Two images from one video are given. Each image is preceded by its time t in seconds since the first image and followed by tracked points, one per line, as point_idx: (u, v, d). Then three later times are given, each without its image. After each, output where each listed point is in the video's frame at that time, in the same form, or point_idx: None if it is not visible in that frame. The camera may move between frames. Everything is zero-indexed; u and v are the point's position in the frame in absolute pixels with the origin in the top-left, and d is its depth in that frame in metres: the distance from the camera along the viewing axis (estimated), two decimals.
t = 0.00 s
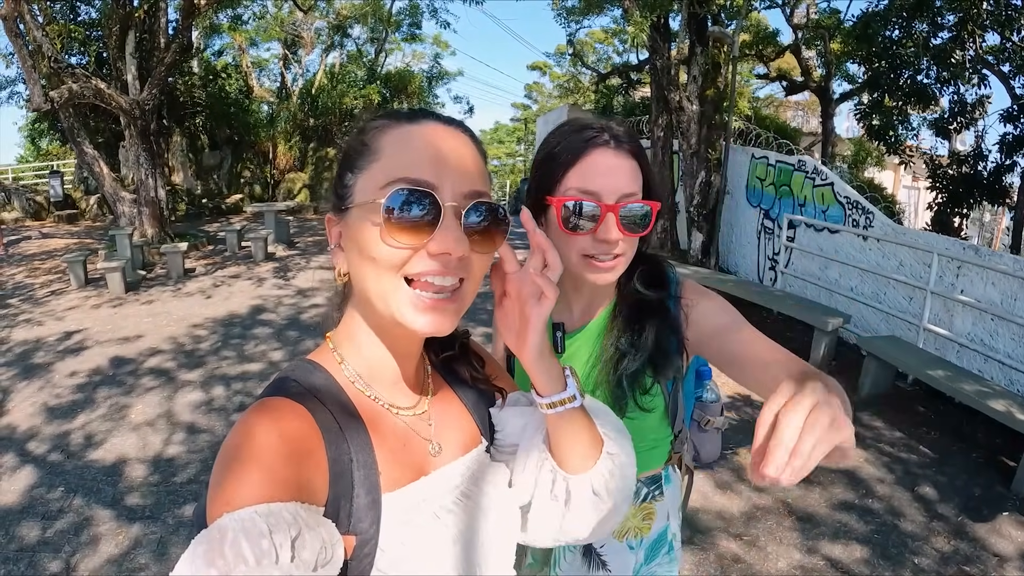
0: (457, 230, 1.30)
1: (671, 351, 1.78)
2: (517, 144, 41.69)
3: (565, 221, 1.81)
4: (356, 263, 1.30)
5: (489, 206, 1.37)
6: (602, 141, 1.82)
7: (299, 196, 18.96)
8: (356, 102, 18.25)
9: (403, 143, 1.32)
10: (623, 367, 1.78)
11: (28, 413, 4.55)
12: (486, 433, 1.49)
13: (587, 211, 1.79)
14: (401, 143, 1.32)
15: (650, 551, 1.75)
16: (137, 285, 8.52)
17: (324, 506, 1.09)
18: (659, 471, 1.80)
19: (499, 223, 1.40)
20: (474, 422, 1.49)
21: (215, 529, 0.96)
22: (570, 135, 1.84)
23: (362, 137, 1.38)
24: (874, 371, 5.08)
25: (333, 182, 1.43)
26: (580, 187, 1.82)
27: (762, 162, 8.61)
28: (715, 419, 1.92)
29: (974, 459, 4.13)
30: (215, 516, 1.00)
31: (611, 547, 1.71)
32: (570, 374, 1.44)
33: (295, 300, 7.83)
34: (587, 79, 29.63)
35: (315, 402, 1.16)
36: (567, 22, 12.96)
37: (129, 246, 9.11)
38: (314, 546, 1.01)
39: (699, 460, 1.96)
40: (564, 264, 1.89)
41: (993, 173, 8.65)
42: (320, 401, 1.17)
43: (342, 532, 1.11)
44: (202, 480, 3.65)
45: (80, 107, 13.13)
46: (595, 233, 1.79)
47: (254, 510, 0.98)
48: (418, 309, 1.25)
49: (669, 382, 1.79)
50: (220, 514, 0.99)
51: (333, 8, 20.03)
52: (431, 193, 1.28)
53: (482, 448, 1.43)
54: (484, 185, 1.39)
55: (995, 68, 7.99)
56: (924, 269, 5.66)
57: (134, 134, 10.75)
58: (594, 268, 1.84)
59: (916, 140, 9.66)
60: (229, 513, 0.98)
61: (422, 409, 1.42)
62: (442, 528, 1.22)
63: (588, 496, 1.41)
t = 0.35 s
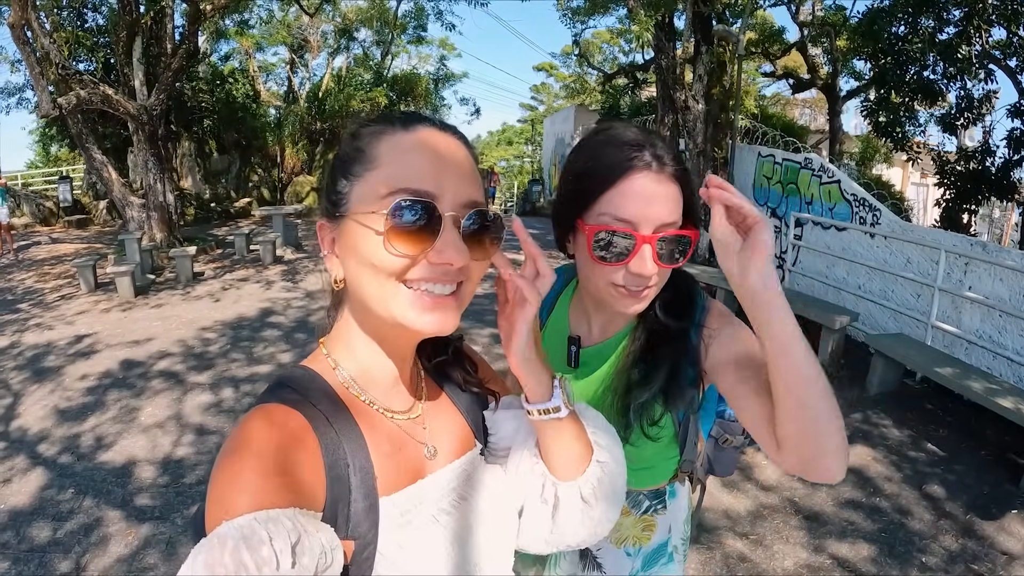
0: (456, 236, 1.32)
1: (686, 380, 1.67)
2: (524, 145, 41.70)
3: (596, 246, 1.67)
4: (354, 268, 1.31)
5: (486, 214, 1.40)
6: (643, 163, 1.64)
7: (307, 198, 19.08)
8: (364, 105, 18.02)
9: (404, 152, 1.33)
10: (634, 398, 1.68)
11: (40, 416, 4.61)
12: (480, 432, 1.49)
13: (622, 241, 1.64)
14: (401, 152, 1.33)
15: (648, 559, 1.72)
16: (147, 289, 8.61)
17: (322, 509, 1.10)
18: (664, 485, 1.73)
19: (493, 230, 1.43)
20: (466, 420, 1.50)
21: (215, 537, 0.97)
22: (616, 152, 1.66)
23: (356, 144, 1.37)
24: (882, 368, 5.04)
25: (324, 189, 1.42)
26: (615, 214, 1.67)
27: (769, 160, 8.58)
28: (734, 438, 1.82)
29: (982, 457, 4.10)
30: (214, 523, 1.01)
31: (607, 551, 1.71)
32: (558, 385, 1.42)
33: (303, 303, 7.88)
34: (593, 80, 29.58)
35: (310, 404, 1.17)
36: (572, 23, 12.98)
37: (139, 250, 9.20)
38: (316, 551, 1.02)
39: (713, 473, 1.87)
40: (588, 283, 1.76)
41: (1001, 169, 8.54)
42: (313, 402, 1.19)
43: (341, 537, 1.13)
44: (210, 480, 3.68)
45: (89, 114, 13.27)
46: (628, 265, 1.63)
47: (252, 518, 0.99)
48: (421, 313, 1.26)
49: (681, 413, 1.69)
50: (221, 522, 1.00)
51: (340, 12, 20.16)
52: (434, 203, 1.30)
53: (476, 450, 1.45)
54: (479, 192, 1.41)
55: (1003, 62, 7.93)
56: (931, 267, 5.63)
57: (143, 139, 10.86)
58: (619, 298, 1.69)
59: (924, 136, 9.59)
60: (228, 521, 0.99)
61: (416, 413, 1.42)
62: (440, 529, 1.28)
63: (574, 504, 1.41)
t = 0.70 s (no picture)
0: (428, 223, 1.34)
1: (687, 400, 1.62)
2: (529, 147, 41.73)
3: (587, 268, 1.68)
4: (337, 262, 1.34)
5: (459, 197, 1.40)
6: (633, 186, 1.63)
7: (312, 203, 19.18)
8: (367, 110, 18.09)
9: (369, 145, 1.36)
10: (634, 416, 1.66)
11: (49, 422, 4.67)
12: (464, 436, 1.52)
13: (611, 265, 1.65)
14: (367, 147, 1.35)
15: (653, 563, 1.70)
16: (154, 296, 8.68)
17: (320, 519, 1.13)
18: (671, 493, 1.71)
19: (472, 216, 1.43)
20: (450, 421, 1.52)
21: (215, 543, 0.99)
22: (605, 175, 1.65)
23: (328, 146, 1.42)
24: (885, 367, 5.02)
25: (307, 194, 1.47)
26: (604, 238, 1.67)
27: (772, 159, 8.58)
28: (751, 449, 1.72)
29: (986, 455, 4.09)
30: (211, 530, 1.03)
31: (612, 556, 1.70)
32: (556, 398, 1.44)
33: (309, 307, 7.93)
34: (596, 81, 29.55)
35: (308, 409, 1.18)
36: (574, 25, 13.00)
37: (145, 257, 9.28)
38: (313, 561, 1.04)
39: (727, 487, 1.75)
40: (585, 301, 1.77)
41: (1005, 164, 8.52)
42: (311, 407, 1.18)
43: (337, 545, 1.16)
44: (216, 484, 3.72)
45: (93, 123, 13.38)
46: (618, 288, 1.65)
47: (253, 525, 1.02)
48: (399, 304, 1.29)
49: (681, 431, 1.66)
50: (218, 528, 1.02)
51: (343, 17, 20.25)
52: (400, 190, 1.32)
53: (460, 455, 1.48)
54: (454, 176, 1.43)
55: (1006, 57, 7.90)
56: (934, 264, 5.62)
57: (148, 147, 10.95)
58: (615, 316, 1.71)
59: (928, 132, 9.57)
60: (227, 527, 1.01)
61: (409, 418, 1.44)
62: (431, 539, 1.30)
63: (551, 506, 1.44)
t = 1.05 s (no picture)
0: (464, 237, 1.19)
1: (673, 355, 1.67)
2: (540, 150, 41.83)
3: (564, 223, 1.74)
4: (360, 243, 1.20)
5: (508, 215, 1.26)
6: (602, 146, 1.70)
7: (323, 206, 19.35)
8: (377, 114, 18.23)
9: (428, 131, 1.20)
10: (625, 367, 1.69)
11: (61, 417, 4.76)
12: (439, 416, 1.45)
13: (586, 219, 1.71)
14: (425, 133, 1.20)
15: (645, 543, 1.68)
16: (166, 296, 8.80)
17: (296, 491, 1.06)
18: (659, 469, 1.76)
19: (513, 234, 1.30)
20: (431, 399, 1.45)
21: (197, 503, 0.92)
22: (570, 135, 1.72)
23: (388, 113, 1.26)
24: (891, 364, 5.00)
25: (349, 148, 1.32)
26: (579, 194, 1.73)
27: (779, 159, 8.55)
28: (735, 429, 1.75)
29: (992, 452, 4.06)
30: (187, 489, 0.95)
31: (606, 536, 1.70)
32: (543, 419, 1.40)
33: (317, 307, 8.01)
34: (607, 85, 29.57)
35: (297, 378, 1.08)
36: (583, 27, 13.04)
37: (158, 259, 9.41)
38: (290, 536, 1.00)
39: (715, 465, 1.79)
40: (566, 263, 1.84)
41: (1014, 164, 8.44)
42: (307, 376, 1.10)
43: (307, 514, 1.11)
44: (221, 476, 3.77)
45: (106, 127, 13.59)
46: (593, 241, 1.71)
47: (238, 493, 0.95)
48: (406, 314, 1.16)
49: (672, 385, 1.69)
50: (201, 489, 0.94)
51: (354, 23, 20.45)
52: (443, 193, 1.17)
53: (432, 438, 1.41)
54: (507, 192, 1.26)
55: (1014, 55, 7.84)
56: (941, 261, 5.58)
57: (160, 150, 11.12)
58: (594, 272, 1.76)
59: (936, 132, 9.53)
60: (208, 491, 0.94)
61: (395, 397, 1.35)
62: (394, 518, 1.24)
63: (507, 511, 1.40)
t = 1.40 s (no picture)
0: (436, 227, 1.16)
1: (670, 310, 1.72)
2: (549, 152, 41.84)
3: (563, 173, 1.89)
4: (313, 223, 1.14)
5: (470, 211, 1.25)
6: (596, 108, 1.89)
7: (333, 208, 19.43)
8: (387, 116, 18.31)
9: (413, 118, 1.12)
10: (623, 316, 1.72)
11: (73, 414, 4.81)
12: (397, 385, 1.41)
13: (581, 169, 1.86)
14: (407, 120, 1.12)
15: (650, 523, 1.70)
16: (178, 296, 8.88)
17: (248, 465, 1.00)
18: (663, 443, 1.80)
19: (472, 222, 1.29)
20: (384, 372, 1.41)
21: (135, 488, 0.84)
22: (574, 103, 1.93)
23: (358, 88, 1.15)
24: (903, 360, 4.96)
25: (308, 117, 1.20)
26: (575, 146, 1.89)
27: (790, 157, 8.50)
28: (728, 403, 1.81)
29: (1006, 448, 4.00)
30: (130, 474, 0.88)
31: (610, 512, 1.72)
32: (503, 395, 1.37)
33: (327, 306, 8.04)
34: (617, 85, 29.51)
35: (238, 351, 1.05)
36: (592, 27, 13.02)
37: (170, 258, 9.49)
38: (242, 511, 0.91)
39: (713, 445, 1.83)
40: (567, 219, 1.95)
41: None
42: (245, 352, 1.06)
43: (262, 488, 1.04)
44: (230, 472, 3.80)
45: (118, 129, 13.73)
46: (588, 185, 1.85)
47: (182, 470, 0.87)
48: (370, 300, 1.13)
49: (670, 341, 1.72)
50: (143, 472, 0.87)
51: (364, 26, 20.54)
52: (423, 186, 1.13)
53: (389, 407, 1.36)
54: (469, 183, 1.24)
55: None
56: (953, 257, 5.54)
57: (172, 152, 11.21)
58: (589, 220, 1.87)
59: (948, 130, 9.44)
60: (148, 473, 0.86)
61: (344, 369, 1.30)
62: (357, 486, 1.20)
63: (470, 481, 1.41)
